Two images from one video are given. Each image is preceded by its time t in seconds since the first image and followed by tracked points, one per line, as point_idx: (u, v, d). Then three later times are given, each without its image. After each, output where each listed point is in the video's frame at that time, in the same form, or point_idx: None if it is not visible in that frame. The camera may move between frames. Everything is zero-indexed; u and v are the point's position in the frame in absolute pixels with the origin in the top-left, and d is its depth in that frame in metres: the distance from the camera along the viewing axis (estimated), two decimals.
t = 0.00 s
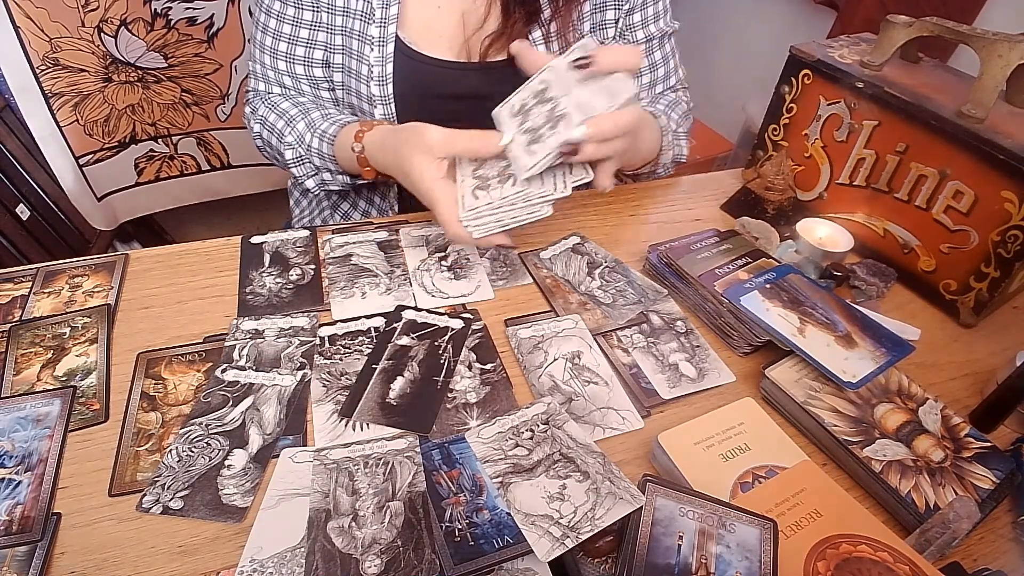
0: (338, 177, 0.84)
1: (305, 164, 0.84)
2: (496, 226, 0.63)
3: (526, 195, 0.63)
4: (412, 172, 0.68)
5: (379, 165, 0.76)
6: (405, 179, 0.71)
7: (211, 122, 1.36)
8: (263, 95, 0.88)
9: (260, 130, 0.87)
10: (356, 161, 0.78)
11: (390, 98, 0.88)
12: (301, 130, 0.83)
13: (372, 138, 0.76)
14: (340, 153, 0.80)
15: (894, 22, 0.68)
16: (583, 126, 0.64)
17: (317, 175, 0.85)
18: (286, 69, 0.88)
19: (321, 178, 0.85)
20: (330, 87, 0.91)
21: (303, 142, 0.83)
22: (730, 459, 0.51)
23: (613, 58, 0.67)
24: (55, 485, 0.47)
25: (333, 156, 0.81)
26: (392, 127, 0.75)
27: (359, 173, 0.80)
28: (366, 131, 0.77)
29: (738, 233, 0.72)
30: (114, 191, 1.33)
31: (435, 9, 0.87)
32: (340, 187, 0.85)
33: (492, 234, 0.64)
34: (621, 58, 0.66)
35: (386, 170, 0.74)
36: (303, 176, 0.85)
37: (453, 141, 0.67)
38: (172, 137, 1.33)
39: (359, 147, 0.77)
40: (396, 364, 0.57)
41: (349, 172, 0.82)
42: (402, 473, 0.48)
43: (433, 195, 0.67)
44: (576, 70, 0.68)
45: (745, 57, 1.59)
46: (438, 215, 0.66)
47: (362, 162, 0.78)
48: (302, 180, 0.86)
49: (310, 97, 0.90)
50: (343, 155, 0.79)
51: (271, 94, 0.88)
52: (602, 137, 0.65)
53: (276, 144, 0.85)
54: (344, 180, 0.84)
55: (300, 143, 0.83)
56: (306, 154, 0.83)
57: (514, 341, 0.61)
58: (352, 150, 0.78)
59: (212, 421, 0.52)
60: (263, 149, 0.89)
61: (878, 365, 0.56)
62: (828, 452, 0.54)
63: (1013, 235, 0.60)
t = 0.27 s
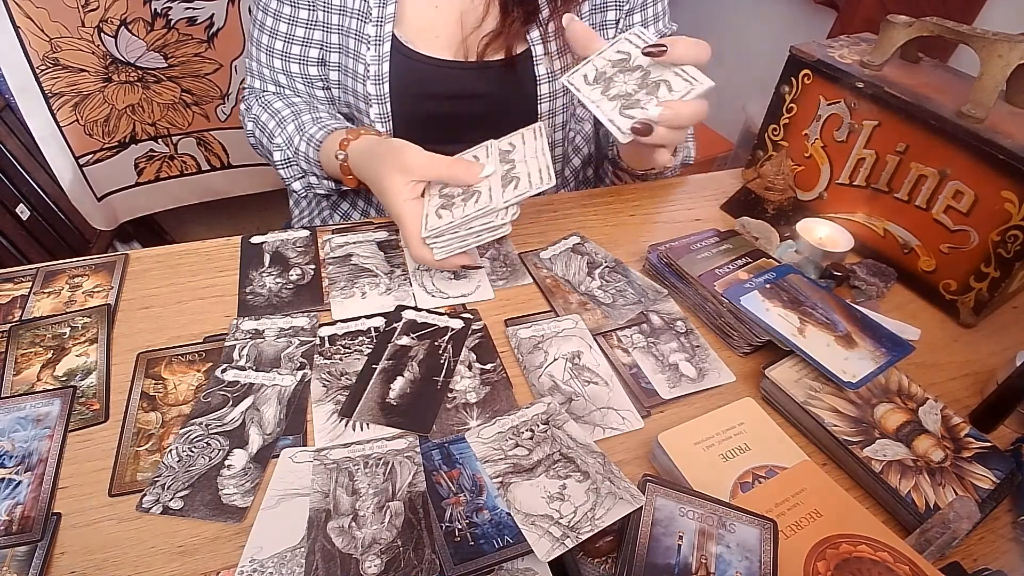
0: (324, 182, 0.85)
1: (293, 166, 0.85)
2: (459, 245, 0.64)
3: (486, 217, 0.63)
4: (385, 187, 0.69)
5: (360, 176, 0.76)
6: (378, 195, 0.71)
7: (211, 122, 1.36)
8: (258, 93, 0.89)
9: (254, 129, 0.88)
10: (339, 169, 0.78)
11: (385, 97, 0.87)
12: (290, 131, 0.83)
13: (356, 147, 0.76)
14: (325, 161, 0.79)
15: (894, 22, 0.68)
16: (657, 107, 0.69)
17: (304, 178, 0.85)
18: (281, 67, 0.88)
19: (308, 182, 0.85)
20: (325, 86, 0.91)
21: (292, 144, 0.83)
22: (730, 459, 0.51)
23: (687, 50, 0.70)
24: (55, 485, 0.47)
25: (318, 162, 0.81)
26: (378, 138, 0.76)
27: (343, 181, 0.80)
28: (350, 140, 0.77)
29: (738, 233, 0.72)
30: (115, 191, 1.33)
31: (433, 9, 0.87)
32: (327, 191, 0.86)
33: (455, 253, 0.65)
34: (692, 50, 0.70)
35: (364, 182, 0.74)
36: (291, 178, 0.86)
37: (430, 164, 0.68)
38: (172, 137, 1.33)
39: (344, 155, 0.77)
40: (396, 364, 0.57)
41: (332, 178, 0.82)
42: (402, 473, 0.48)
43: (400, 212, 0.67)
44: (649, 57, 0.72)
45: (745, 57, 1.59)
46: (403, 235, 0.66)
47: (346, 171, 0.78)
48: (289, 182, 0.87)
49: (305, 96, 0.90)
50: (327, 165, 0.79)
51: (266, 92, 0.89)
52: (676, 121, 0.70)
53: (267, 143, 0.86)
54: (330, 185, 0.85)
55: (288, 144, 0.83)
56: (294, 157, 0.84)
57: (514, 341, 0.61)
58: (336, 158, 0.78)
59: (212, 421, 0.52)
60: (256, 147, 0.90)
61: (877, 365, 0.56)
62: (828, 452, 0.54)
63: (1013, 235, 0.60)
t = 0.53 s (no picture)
0: (330, 179, 0.84)
1: (297, 165, 0.84)
2: (469, 229, 0.64)
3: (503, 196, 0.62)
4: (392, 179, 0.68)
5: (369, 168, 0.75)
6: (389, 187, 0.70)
7: (211, 122, 1.36)
8: (258, 95, 0.88)
9: (254, 130, 0.87)
10: (346, 163, 0.78)
11: (387, 97, 0.87)
12: (294, 130, 0.83)
13: (362, 143, 0.75)
14: (331, 154, 0.80)
15: (894, 22, 0.68)
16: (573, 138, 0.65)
17: (309, 176, 0.85)
18: (280, 69, 0.88)
19: (313, 180, 0.85)
20: (323, 86, 0.91)
21: (296, 143, 0.83)
22: (730, 459, 0.51)
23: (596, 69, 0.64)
24: (55, 485, 0.47)
25: (323, 159, 0.81)
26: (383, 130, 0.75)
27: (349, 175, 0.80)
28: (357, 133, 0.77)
29: (738, 233, 0.72)
30: (114, 191, 1.33)
31: (433, 9, 0.86)
32: (331, 189, 0.85)
33: (465, 236, 0.65)
34: (602, 68, 0.64)
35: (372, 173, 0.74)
36: (296, 177, 0.86)
37: (439, 153, 0.66)
38: (171, 137, 1.33)
39: (349, 149, 0.77)
40: (396, 364, 0.57)
41: (340, 175, 0.82)
42: (402, 473, 0.48)
43: (409, 203, 0.67)
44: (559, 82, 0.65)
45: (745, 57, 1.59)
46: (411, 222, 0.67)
47: (351, 165, 0.78)
48: (294, 180, 0.86)
49: (305, 96, 0.90)
50: (335, 158, 0.79)
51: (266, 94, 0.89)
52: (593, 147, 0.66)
53: (269, 144, 0.85)
54: (335, 182, 0.84)
55: (292, 143, 0.83)
56: (299, 156, 0.83)
57: (514, 341, 0.61)
58: (343, 151, 0.78)
59: (212, 421, 0.52)
60: (258, 148, 0.90)
61: (877, 365, 0.56)
62: (828, 452, 0.54)
63: (1013, 235, 0.60)
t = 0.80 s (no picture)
0: (334, 175, 0.83)
1: (303, 160, 0.84)
2: (487, 216, 0.63)
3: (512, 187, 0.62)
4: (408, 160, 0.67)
5: (376, 159, 0.76)
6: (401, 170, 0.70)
7: (211, 122, 1.36)
8: (260, 96, 0.88)
9: (258, 130, 0.87)
10: (355, 153, 0.78)
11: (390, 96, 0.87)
12: (300, 127, 0.83)
13: (372, 131, 0.76)
14: (338, 146, 0.80)
15: (895, 22, 0.68)
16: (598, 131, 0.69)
17: (314, 171, 0.84)
18: (283, 69, 0.88)
19: (318, 174, 0.84)
20: (327, 87, 0.91)
21: (302, 138, 0.83)
22: (730, 460, 0.51)
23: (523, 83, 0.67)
24: (55, 485, 0.47)
25: (329, 153, 0.81)
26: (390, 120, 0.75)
27: (356, 167, 0.80)
28: (366, 123, 0.78)
29: (738, 233, 0.72)
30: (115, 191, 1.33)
31: (435, 9, 0.86)
32: (337, 184, 0.85)
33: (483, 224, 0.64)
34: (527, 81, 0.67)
35: (382, 159, 0.74)
36: (301, 172, 0.85)
37: (451, 135, 0.65)
38: (171, 137, 1.33)
39: (359, 138, 0.77)
40: (396, 364, 0.57)
41: (346, 168, 0.82)
42: (402, 473, 0.48)
43: (424, 185, 0.66)
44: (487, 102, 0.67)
45: (745, 57, 1.59)
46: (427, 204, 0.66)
47: (358, 155, 0.77)
48: (299, 176, 0.85)
49: (307, 96, 0.90)
50: (342, 151, 0.79)
51: (268, 94, 0.88)
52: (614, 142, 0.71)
53: (274, 142, 0.85)
54: (341, 177, 0.83)
55: (298, 139, 0.83)
56: (304, 151, 0.83)
57: (514, 341, 0.61)
58: (352, 141, 0.78)
59: (212, 421, 0.52)
60: (261, 149, 0.89)
61: (877, 365, 0.56)
62: (828, 452, 0.54)
63: (1013, 235, 0.60)
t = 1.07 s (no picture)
0: (326, 174, 0.83)
1: (294, 159, 0.84)
2: (476, 214, 0.65)
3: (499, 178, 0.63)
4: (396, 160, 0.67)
5: (365, 162, 0.76)
6: (389, 170, 0.70)
7: (211, 122, 1.36)
8: (255, 95, 0.88)
9: (252, 130, 0.87)
10: (344, 152, 0.78)
11: (385, 97, 0.88)
12: (292, 126, 0.83)
13: (359, 133, 0.76)
14: (327, 143, 0.80)
15: (895, 22, 0.68)
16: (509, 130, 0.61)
17: (306, 171, 0.84)
18: (278, 69, 0.88)
19: (310, 174, 0.84)
20: (321, 87, 0.91)
21: (294, 138, 0.83)
22: (730, 460, 0.51)
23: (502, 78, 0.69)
24: (55, 485, 0.47)
25: (321, 151, 0.81)
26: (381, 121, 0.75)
27: (345, 167, 0.80)
28: (355, 123, 0.77)
29: (738, 233, 0.72)
30: (115, 191, 1.33)
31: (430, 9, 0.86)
32: (328, 183, 0.85)
33: (470, 221, 0.66)
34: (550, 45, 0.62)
35: (371, 161, 0.74)
36: (293, 172, 0.85)
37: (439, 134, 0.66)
38: (171, 137, 1.33)
39: (347, 138, 0.77)
40: (395, 364, 0.57)
41: (337, 168, 0.82)
42: (402, 473, 0.48)
43: (410, 184, 0.66)
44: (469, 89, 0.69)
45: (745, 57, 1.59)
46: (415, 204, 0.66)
47: (348, 155, 0.78)
48: (291, 176, 0.85)
49: (301, 96, 0.90)
50: (331, 150, 0.79)
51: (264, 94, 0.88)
52: (532, 139, 0.63)
53: (266, 141, 0.85)
54: (332, 176, 0.84)
55: (289, 138, 0.83)
56: (295, 150, 0.83)
57: (514, 341, 0.61)
58: (341, 141, 0.78)
59: (212, 421, 0.52)
60: (256, 148, 0.89)
61: (877, 365, 0.56)
62: (828, 452, 0.54)
63: (1013, 235, 0.60)
